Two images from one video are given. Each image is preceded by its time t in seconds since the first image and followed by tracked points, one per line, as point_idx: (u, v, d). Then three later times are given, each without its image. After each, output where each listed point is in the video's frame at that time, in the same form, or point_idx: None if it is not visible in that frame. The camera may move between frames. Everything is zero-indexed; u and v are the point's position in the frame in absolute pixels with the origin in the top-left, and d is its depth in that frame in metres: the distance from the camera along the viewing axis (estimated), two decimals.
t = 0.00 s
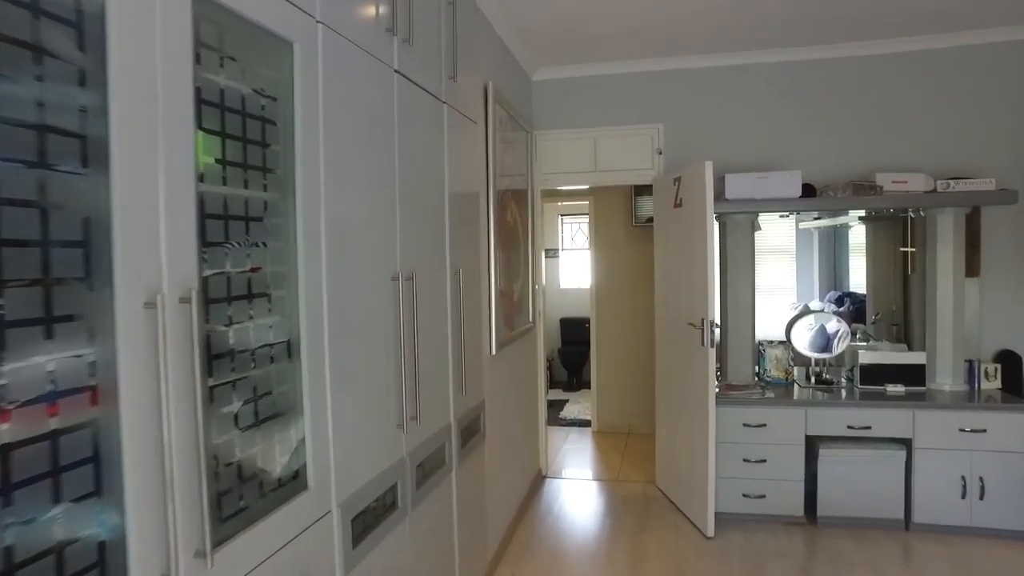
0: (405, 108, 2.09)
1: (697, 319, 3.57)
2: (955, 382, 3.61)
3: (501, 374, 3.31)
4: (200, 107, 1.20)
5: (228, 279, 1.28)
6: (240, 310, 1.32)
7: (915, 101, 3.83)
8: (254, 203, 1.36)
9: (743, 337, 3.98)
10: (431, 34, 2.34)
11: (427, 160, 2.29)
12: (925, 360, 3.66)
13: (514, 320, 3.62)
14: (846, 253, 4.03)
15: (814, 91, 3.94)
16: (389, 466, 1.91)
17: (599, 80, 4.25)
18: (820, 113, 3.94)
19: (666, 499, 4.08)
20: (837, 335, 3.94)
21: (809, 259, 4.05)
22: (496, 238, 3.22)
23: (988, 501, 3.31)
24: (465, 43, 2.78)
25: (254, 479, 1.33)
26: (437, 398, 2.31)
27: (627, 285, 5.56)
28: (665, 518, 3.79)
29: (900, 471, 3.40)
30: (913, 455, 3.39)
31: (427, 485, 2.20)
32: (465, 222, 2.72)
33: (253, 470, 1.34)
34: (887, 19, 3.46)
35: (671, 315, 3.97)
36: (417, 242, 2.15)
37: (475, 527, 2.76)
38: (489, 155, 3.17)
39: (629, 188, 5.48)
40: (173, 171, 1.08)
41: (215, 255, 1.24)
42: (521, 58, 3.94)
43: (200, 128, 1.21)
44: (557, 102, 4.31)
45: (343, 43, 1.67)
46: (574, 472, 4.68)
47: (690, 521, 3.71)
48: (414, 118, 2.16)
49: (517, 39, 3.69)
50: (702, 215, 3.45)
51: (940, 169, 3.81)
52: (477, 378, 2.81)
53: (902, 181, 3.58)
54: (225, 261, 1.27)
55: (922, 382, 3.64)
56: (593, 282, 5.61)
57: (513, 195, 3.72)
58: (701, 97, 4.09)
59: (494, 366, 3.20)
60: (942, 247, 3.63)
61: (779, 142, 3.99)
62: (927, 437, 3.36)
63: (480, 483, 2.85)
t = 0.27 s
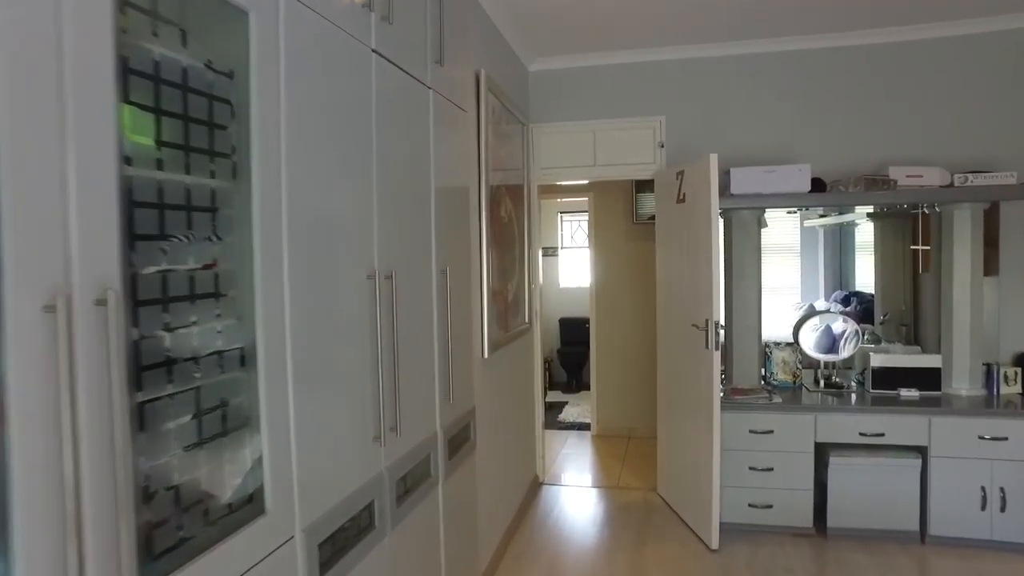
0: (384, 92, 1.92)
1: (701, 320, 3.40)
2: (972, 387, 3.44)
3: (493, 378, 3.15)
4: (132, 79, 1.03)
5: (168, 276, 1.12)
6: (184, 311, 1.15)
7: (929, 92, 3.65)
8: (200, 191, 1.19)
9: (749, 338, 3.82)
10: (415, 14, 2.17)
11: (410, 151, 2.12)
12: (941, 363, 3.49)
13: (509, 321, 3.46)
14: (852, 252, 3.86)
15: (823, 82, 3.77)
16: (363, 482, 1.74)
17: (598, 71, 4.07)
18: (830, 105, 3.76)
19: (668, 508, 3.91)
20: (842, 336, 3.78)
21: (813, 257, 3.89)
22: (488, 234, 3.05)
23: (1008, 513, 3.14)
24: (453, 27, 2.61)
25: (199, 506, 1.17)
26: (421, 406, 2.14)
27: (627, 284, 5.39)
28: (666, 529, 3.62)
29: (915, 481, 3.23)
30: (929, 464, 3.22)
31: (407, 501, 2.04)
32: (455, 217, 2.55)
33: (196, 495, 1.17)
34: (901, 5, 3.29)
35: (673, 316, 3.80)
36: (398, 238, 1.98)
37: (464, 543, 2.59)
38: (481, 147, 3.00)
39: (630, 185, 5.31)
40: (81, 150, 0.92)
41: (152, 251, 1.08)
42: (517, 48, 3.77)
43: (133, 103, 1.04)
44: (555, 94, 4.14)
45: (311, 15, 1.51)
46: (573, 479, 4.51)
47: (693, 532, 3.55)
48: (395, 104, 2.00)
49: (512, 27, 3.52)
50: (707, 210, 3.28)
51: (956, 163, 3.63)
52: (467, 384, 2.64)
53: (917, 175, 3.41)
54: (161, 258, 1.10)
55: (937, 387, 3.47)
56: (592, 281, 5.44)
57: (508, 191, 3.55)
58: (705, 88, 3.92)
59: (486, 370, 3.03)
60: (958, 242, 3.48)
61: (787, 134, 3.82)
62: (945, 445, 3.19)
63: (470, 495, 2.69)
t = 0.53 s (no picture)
0: (358, 73, 1.75)
1: (705, 323, 3.23)
2: (992, 394, 3.26)
3: (484, 383, 2.97)
4: (18, 38, 0.86)
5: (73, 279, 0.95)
6: (96, 319, 0.99)
7: (945, 82, 3.48)
8: (121, 180, 1.03)
9: (755, 340, 3.64)
10: None
11: (389, 139, 1.95)
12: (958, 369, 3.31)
13: (502, 322, 3.29)
14: (858, 252, 3.73)
15: (832, 72, 3.59)
16: (331, 505, 1.57)
17: (597, 61, 3.90)
18: (840, 96, 3.59)
19: (670, 519, 3.75)
20: (849, 336, 3.64)
21: (819, 257, 3.74)
22: (478, 231, 2.88)
23: None
24: (439, 8, 2.43)
25: (115, 545, 1.01)
26: (401, 417, 1.97)
27: (627, 284, 5.21)
28: (667, 542, 3.45)
29: (931, 493, 3.05)
30: (946, 475, 3.04)
31: (384, 522, 1.87)
32: (441, 212, 2.38)
33: (113, 532, 1.01)
34: None
35: (676, 317, 3.63)
36: (373, 234, 1.81)
37: (451, 561, 2.42)
38: (471, 138, 2.83)
39: (630, 181, 5.13)
40: None
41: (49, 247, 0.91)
42: (511, 36, 3.59)
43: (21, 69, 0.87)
44: (552, 85, 3.96)
45: None
46: (570, 486, 4.34)
47: (695, 545, 3.37)
48: (371, 88, 1.82)
49: (506, 14, 3.34)
50: (711, 206, 3.10)
51: (973, 157, 3.45)
52: (454, 392, 2.47)
53: (933, 170, 3.23)
54: (65, 258, 0.93)
55: (953, 394, 3.29)
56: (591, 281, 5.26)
57: (501, 185, 3.38)
58: (708, 79, 3.74)
59: (476, 374, 2.86)
60: (976, 241, 3.28)
61: (794, 127, 3.64)
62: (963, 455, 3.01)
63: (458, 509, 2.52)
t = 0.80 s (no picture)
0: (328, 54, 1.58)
1: (710, 327, 3.05)
2: (1015, 403, 3.08)
3: (476, 390, 2.80)
4: None
5: None
6: None
7: (963, 72, 3.30)
8: (14, 166, 0.89)
9: (762, 344, 3.47)
10: None
11: (366, 128, 1.78)
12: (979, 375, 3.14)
13: (495, 326, 3.12)
14: (866, 252, 3.56)
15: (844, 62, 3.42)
16: (293, 535, 1.40)
17: (596, 52, 3.73)
18: (852, 88, 3.41)
19: (672, 532, 3.57)
20: (856, 338, 3.46)
21: (827, 259, 3.59)
22: (469, 229, 2.71)
23: None
24: None
25: None
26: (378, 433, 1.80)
27: (629, 284, 5.04)
28: (670, 557, 3.27)
29: (951, 507, 2.88)
30: (968, 489, 2.86)
31: (359, 548, 1.70)
32: (426, 208, 2.21)
33: None
34: None
35: (679, 320, 3.45)
36: (345, 231, 1.64)
37: None
38: (461, 130, 2.66)
39: (632, 178, 4.96)
40: None
41: None
42: (506, 25, 3.42)
43: None
44: (550, 77, 3.79)
45: None
46: (569, 495, 4.16)
47: (700, 561, 3.20)
48: (344, 70, 1.66)
49: None
50: (717, 203, 2.93)
51: (993, 151, 3.28)
52: (440, 402, 2.30)
53: (953, 164, 3.05)
54: None
55: (974, 401, 3.12)
56: (592, 281, 5.09)
57: (495, 181, 3.21)
58: (713, 70, 3.57)
59: (467, 381, 2.69)
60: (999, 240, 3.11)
61: (804, 120, 3.47)
62: (986, 468, 2.83)
63: (446, 528, 2.35)
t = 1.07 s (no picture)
0: (293, 27, 1.41)
1: (717, 328, 2.88)
2: None
3: (468, 395, 2.64)
4: None
5: None
6: None
7: (983, 60, 3.13)
8: None
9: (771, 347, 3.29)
10: None
11: (339, 111, 1.61)
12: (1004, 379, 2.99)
13: (490, 327, 2.95)
14: (874, 248, 3.35)
15: (857, 49, 3.24)
16: (249, 567, 1.24)
17: (597, 40, 3.56)
18: (866, 77, 3.24)
19: (677, 543, 3.41)
20: (865, 338, 3.30)
21: (834, 257, 3.37)
22: (460, 225, 2.54)
23: None
24: None
25: None
26: (354, 447, 1.64)
27: (631, 284, 4.87)
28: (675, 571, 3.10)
29: (975, 520, 2.70)
30: (993, 501, 2.68)
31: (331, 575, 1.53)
32: (412, 201, 2.05)
33: None
34: None
35: (684, 321, 3.28)
36: (314, 224, 1.47)
37: None
38: (451, 119, 2.49)
39: (634, 173, 4.79)
40: None
41: None
42: (501, 10, 3.26)
43: None
44: (548, 67, 3.62)
45: None
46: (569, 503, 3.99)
47: None
48: (313, 46, 1.50)
49: None
50: (725, 197, 2.76)
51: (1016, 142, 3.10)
52: (428, 410, 2.14)
53: (975, 156, 2.87)
54: None
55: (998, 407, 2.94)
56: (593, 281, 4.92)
57: (490, 175, 3.04)
58: (720, 58, 3.40)
59: (457, 386, 2.52)
60: None
61: (816, 111, 3.29)
62: (1013, 479, 2.65)
63: (433, 545, 2.18)
